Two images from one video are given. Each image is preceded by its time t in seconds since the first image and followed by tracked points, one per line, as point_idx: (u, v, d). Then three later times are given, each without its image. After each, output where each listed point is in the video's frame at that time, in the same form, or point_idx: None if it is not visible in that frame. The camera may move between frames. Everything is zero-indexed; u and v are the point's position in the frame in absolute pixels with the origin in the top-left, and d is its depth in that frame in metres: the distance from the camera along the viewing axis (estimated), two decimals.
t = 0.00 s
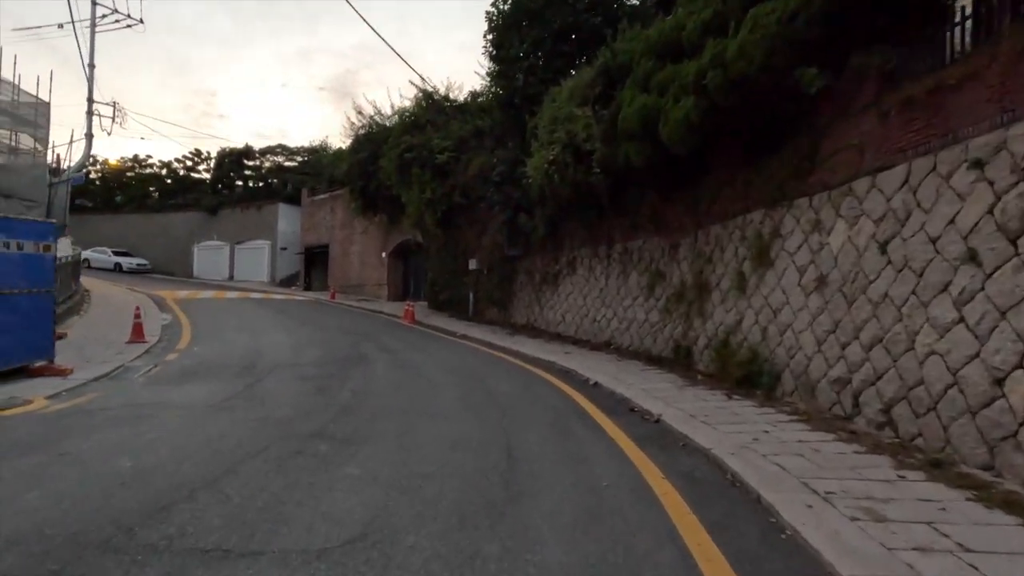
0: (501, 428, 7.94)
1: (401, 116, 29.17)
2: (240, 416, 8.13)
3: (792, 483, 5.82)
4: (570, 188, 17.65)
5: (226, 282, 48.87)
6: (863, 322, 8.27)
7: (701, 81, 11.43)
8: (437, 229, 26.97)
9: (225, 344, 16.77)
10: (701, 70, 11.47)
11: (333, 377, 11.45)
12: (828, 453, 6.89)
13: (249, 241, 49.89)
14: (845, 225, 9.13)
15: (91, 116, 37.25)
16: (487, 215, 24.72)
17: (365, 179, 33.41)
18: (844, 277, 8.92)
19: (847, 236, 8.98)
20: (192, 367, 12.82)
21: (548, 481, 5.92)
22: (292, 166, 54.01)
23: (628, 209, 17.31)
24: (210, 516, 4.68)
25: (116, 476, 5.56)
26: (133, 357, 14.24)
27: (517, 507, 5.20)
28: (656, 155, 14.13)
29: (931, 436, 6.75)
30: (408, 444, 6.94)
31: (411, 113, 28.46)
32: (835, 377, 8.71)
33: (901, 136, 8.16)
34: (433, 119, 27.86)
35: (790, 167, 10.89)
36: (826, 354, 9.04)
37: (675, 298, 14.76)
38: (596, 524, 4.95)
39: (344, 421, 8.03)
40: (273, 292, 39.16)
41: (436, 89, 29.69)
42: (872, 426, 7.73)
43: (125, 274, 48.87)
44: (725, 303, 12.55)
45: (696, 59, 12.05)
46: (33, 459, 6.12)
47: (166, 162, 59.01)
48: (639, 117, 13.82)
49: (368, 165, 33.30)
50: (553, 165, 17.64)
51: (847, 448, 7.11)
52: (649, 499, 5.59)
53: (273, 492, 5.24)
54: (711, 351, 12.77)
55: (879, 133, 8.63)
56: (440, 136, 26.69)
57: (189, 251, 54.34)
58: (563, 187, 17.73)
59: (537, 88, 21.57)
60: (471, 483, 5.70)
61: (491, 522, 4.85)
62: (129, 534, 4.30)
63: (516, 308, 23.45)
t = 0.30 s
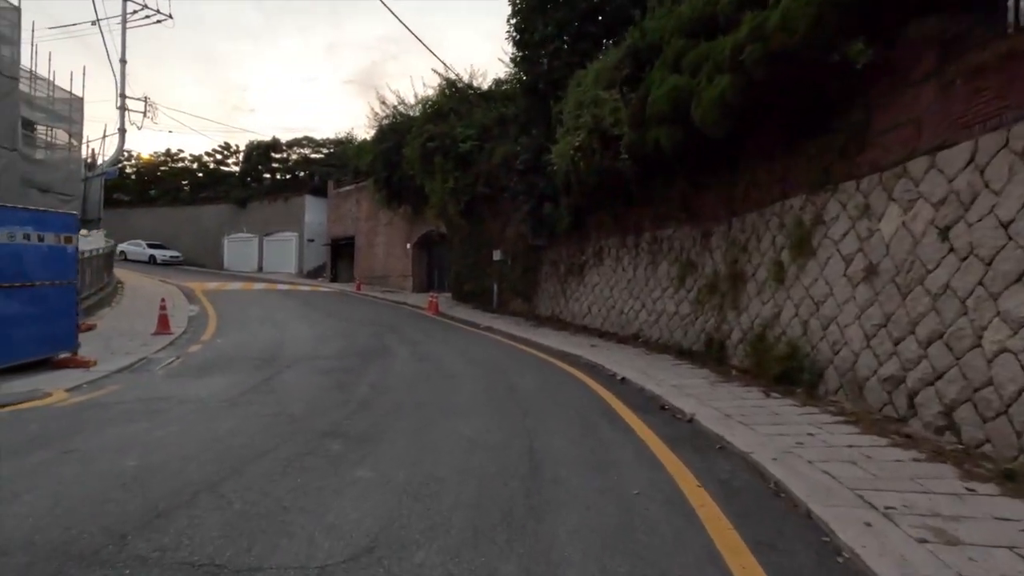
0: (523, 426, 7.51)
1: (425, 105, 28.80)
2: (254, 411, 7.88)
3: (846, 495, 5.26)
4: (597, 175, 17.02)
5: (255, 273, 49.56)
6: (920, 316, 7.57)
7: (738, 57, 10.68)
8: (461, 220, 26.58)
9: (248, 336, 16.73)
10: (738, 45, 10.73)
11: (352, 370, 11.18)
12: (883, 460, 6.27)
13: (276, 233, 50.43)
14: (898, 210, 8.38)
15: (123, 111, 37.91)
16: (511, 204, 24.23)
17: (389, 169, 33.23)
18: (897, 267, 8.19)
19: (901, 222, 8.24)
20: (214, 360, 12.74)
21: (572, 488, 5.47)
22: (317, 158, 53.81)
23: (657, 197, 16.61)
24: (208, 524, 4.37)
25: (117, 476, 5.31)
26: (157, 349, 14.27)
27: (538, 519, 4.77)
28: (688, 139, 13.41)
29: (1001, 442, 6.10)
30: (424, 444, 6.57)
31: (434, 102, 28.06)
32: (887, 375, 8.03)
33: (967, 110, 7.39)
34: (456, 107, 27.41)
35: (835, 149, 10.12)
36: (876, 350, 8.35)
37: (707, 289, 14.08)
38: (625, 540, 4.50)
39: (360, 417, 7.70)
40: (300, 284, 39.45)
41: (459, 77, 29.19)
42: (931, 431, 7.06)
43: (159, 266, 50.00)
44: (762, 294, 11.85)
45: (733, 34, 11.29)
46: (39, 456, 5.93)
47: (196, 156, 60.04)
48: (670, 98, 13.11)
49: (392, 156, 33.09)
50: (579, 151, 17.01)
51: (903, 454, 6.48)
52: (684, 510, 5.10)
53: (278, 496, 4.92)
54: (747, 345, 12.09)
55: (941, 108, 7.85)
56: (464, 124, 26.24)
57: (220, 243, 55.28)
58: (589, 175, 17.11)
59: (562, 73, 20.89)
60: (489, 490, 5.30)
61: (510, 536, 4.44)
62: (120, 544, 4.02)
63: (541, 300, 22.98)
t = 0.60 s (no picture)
0: (550, 426, 7.01)
1: (450, 97, 28.41)
2: (270, 407, 7.59)
3: (920, 510, 4.63)
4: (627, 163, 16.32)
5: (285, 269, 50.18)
6: (995, 308, 6.81)
7: (784, 29, 9.91)
8: (487, 213, 26.14)
9: (273, 330, 16.62)
10: (783, 15, 9.95)
11: (374, 365, 10.87)
12: (957, 468, 5.59)
13: (306, 229, 50.95)
14: (967, 191, 7.58)
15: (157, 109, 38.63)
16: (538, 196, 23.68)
17: (415, 163, 33.03)
18: (966, 255, 7.41)
19: (971, 204, 7.44)
20: (236, 353, 12.59)
21: (605, 497, 4.95)
22: (346, 154, 55.28)
23: (691, 185, 15.85)
24: (206, 532, 4.01)
25: (120, 476, 5.01)
26: (182, 342, 14.23)
27: (567, 532, 4.28)
28: (725, 121, 12.67)
29: None
30: (443, 444, 6.14)
31: (460, 93, 27.62)
32: (954, 373, 7.27)
33: None
34: (482, 98, 26.96)
35: (892, 127, 9.29)
36: (940, 346, 7.59)
37: (744, 282, 13.31)
38: (665, 559, 3.98)
39: (378, 414, 7.32)
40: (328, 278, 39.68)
41: (485, 68, 28.70)
42: (1010, 437, 6.34)
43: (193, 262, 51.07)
44: (807, 286, 11.05)
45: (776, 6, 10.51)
46: (45, 451, 5.70)
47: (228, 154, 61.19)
48: (707, 78, 12.36)
49: (417, 149, 32.86)
50: (608, 138, 16.34)
51: (979, 462, 5.78)
52: (731, 524, 4.54)
53: (284, 501, 4.54)
54: (789, 340, 11.33)
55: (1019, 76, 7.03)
56: (489, 115, 25.77)
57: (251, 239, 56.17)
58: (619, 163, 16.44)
59: (590, 59, 20.19)
60: (513, 497, 4.83)
61: (535, 552, 3.96)
62: (109, 554, 3.69)
63: (569, 293, 22.42)
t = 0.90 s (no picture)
0: (577, 439, 6.50)
1: (477, 93, 27.98)
2: (284, 414, 7.28)
3: (1011, 551, 3.97)
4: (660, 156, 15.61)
5: (317, 267, 50.75)
6: None
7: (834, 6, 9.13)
8: (514, 210, 25.67)
9: (298, 329, 16.52)
10: None
11: (396, 367, 10.52)
12: None
13: (337, 227, 51.41)
14: None
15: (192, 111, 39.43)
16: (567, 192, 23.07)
17: (442, 160, 32.81)
18: None
19: None
20: (259, 354, 12.42)
21: (638, 526, 4.43)
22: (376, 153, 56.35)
23: (729, 179, 15.06)
24: (196, 561, 3.67)
25: (118, 490, 4.73)
26: (207, 342, 14.20)
27: (595, 569, 3.79)
28: (766, 109, 11.88)
29: None
30: (461, 459, 5.70)
31: (488, 88, 27.18)
32: None
33: None
34: (510, 92, 26.48)
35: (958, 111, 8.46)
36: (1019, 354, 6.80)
37: (787, 280, 12.50)
38: None
39: (395, 422, 6.94)
40: (358, 277, 39.83)
41: (513, 62, 28.18)
42: None
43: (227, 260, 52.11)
44: (858, 286, 10.24)
45: None
46: (49, 459, 5.48)
47: (262, 154, 62.38)
48: (747, 63, 11.60)
49: (445, 146, 32.58)
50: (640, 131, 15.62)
51: None
52: (785, 562, 3.97)
53: (284, 524, 4.17)
54: (837, 344, 10.53)
55: None
56: (517, 110, 25.27)
57: (283, 238, 57.04)
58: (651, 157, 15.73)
59: (621, 49, 19.47)
60: (535, 524, 4.35)
61: None
62: None
63: (599, 292, 21.78)
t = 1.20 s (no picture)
0: (602, 450, 6.00)
1: (504, 88, 27.50)
2: (295, 416, 6.98)
3: None
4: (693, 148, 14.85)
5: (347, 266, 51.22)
6: None
7: None
8: (542, 207, 25.16)
9: (322, 328, 16.39)
10: None
11: (416, 368, 10.18)
12: None
13: (366, 227, 51.80)
14: None
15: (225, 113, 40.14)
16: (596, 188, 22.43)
17: (469, 158, 32.52)
18: None
19: None
20: (280, 353, 12.27)
21: (669, 553, 3.92)
22: (405, 153, 57.66)
23: (767, 170, 14.25)
24: None
25: (110, 498, 4.46)
26: (231, 340, 14.14)
27: None
28: (809, 94, 11.10)
29: None
30: (476, 470, 5.27)
31: (515, 84, 26.62)
32: None
33: None
34: (537, 87, 25.96)
35: None
36: None
37: (831, 278, 11.68)
38: None
39: (409, 427, 6.56)
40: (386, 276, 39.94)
41: (541, 56, 27.57)
42: None
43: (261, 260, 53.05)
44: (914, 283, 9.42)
45: None
46: (47, 463, 5.27)
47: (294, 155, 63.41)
48: (787, 44, 10.85)
49: (472, 144, 32.24)
50: (672, 121, 14.89)
51: None
52: None
53: (275, 543, 3.82)
54: (889, 346, 9.71)
55: None
56: (545, 104, 24.74)
57: (315, 238, 57.81)
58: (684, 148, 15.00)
59: (652, 38, 18.72)
60: (551, 549, 3.89)
61: None
62: None
63: (629, 290, 21.11)
